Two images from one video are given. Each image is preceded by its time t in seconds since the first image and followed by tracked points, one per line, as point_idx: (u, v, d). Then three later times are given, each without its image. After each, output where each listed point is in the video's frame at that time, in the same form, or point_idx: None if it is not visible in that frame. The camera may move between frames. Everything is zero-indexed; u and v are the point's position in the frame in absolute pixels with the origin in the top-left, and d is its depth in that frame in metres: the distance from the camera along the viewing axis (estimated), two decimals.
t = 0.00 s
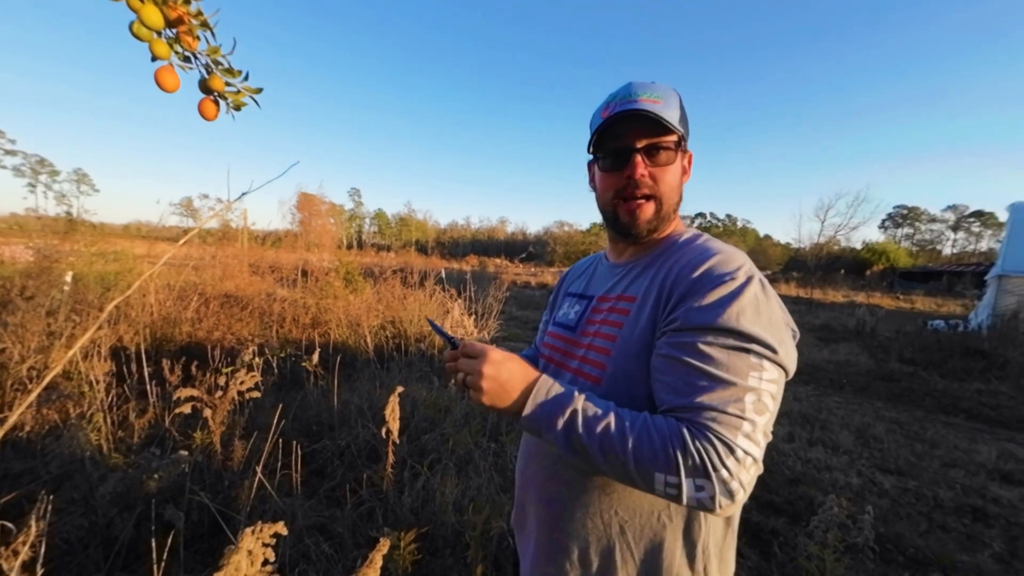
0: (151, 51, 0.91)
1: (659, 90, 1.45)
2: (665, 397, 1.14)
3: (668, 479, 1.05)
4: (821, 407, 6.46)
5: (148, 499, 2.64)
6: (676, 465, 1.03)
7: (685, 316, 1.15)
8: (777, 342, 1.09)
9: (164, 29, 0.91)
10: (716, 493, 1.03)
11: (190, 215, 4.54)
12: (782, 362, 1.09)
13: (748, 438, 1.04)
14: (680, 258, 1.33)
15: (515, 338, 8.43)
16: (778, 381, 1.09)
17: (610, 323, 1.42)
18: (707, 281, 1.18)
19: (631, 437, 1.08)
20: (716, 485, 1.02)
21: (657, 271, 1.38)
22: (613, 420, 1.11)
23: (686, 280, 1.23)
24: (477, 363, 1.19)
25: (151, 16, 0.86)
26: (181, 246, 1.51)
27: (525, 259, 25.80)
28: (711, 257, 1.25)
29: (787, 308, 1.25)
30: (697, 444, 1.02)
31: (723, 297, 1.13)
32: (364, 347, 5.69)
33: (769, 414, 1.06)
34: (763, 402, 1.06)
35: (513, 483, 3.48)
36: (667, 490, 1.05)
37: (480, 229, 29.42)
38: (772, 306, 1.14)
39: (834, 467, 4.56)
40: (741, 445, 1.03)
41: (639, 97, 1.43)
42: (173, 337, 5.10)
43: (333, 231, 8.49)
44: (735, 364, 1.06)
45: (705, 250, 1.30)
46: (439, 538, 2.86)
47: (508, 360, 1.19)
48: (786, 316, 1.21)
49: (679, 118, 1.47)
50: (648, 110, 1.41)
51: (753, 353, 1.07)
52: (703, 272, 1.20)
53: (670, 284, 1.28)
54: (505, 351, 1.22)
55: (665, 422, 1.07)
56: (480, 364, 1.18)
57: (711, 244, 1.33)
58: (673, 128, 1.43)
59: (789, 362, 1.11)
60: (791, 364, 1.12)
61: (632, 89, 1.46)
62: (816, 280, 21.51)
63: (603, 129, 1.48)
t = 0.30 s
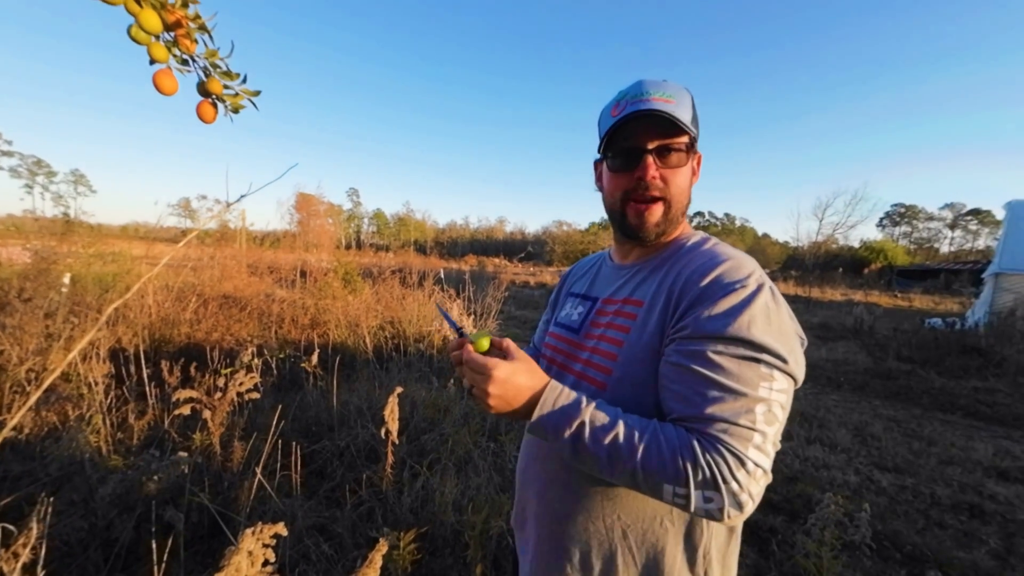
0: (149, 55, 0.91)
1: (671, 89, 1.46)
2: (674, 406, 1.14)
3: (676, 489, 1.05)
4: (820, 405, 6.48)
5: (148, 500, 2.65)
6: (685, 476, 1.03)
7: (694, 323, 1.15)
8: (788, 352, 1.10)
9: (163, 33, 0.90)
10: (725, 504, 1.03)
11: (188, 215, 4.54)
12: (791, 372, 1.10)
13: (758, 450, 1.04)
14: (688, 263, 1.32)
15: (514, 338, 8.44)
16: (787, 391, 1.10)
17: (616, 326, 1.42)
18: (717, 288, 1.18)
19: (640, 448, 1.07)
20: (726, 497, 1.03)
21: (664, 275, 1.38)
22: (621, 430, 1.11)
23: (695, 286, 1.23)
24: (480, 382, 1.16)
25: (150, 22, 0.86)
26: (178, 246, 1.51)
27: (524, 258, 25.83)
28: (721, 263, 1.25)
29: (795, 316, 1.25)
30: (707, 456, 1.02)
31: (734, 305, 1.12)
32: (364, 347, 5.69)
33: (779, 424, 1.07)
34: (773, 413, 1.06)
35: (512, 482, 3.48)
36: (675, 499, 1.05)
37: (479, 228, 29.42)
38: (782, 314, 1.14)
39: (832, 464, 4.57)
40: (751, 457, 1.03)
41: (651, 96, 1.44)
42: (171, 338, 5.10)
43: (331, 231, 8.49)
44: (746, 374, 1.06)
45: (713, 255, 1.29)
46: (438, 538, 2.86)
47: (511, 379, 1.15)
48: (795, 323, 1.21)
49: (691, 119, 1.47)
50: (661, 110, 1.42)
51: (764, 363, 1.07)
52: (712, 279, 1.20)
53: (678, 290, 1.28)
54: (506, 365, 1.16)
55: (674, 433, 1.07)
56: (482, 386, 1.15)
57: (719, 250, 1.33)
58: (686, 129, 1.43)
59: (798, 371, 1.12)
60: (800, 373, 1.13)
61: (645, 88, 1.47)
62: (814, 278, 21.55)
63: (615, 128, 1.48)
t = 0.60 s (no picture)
0: (150, 59, 0.91)
1: (680, 93, 1.45)
2: (694, 411, 1.11)
3: (705, 496, 1.03)
4: (820, 403, 6.49)
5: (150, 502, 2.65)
6: (717, 484, 1.01)
7: (710, 329, 1.14)
8: (801, 359, 1.12)
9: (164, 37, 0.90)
10: (751, 510, 1.04)
11: (187, 216, 4.54)
12: (805, 379, 1.12)
13: (779, 455, 1.07)
14: (699, 268, 1.32)
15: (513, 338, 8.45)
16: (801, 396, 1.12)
17: (624, 329, 1.42)
18: (731, 293, 1.18)
19: (672, 456, 1.03)
20: (754, 503, 1.03)
21: (673, 280, 1.38)
22: (650, 437, 1.05)
23: (708, 292, 1.22)
24: (499, 383, 1.08)
25: (151, 26, 0.86)
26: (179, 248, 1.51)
27: (524, 257, 25.89)
28: (734, 267, 1.25)
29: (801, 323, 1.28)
30: (739, 463, 1.02)
31: (751, 313, 1.12)
32: (364, 347, 5.69)
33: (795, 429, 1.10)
34: (790, 418, 1.09)
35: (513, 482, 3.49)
36: (703, 507, 1.04)
37: (478, 228, 29.44)
38: (795, 322, 1.16)
39: (832, 462, 4.59)
40: (775, 462, 1.05)
41: (659, 101, 1.44)
42: (171, 340, 5.09)
43: (330, 231, 8.49)
44: (767, 381, 1.07)
45: (723, 260, 1.30)
46: (440, 538, 2.86)
47: (533, 383, 1.07)
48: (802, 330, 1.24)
49: (699, 123, 1.47)
50: (669, 115, 1.42)
51: (781, 370, 1.08)
52: (725, 286, 1.20)
53: (690, 295, 1.27)
54: (529, 366, 1.08)
55: (701, 439, 1.05)
56: (501, 388, 1.08)
57: (730, 254, 1.34)
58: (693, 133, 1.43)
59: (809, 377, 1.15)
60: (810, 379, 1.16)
61: (653, 90, 1.46)
62: (813, 276, 21.57)
63: (622, 131, 1.49)
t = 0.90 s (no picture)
0: (145, 58, 0.90)
1: (658, 96, 1.47)
2: (715, 413, 1.08)
3: (743, 500, 1.01)
4: (817, 400, 6.52)
5: (146, 502, 2.63)
6: (756, 486, 1.00)
7: (714, 330, 1.14)
8: (805, 355, 1.14)
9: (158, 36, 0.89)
10: (780, 503, 1.06)
11: (183, 215, 4.52)
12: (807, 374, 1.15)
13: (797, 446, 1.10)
14: (698, 268, 1.32)
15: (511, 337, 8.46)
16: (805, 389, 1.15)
17: (624, 329, 1.42)
18: (733, 294, 1.18)
19: (716, 467, 0.98)
20: (783, 496, 1.05)
21: (673, 279, 1.38)
22: (693, 450, 0.98)
23: (710, 293, 1.23)
24: (534, 394, 0.91)
25: (146, 25, 0.85)
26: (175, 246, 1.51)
27: (522, 255, 25.90)
28: (735, 268, 1.25)
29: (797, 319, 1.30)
30: (774, 463, 1.02)
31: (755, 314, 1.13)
32: (361, 346, 5.69)
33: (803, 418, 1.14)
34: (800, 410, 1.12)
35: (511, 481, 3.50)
36: (738, 509, 1.02)
37: (475, 227, 29.45)
38: (797, 321, 1.17)
39: (828, 459, 4.61)
40: (795, 454, 1.08)
41: (636, 105, 1.48)
42: (168, 339, 5.07)
43: (327, 230, 8.47)
44: (779, 379, 1.08)
45: (723, 259, 1.30)
46: (438, 537, 2.87)
47: (573, 397, 0.91)
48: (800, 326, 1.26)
49: (673, 126, 1.45)
50: (640, 118, 1.45)
51: (789, 367, 1.10)
52: (727, 285, 1.20)
53: (691, 295, 1.28)
54: (570, 378, 0.91)
55: (738, 444, 1.01)
56: (536, 402, 0.91)
57: (730, 253, 1.34)
58: (659, 137, 1.42)
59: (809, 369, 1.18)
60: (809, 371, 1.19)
61: (633, 96, 1.50)
62: (810, 274, 21.64)
63: (602, 136, 1.55)
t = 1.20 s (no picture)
0: (134, 52, 0.89)
1: (652, 90, 1.48)
2: (716, 412, 1.08)
3: (748, 500, 1.02)
4: (810, 398, 6.57)
5: (138, 502, 2.61)
6: (761, 486, 1.00)
7: (715, 328, 1.15)
8: (802, 351, 1.15)
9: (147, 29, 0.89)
10: (782, 500, 1.07)
11: (176, 213, 4.48)
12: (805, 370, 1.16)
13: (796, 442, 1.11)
14: (697, 264, 1.33)
15: (508, 335, 8.46)
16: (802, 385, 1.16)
17: (622, 326, 1.42)
18: (732, 291, 1.18)
19: (724, 470, 0.98)
20: (786, 493, 1.06)
21: (671, 276, 1.38)
22: (700, 454, 0.98)
23: (709, 290, 1.23)
24: (540, 400, 0.90)
25: (134, 18, 0.84)
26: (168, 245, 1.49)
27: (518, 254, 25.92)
28: (733, 265, 1.25)
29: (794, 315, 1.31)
30: (777, 462, 1.02)
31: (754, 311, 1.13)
32: (357, 345, 5.67)
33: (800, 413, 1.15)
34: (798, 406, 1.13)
35: (507, 478, 3.50)
36: (743, 508, 1.03)
37: (471, 226, 29.43)
38: (795, 317, 1.18)
39: (822, 456, 4.65)
40: (796, 450, 1.09)
41: (631, 100, 1.48)
42: (161, 338, 5.04)
43: (323, 228, 8.42)
44: (779, 375, 1.09)
45: (721, 256, 1.31)
46: (433, 535, 2.86)
47: (582, 405, 0.90)
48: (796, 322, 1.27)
49: (669, 118, 1.46)
50: (636, 112, 1.45)
51: (788, 364, 1.11)
52: (726, 283, 1.21)
53: (690, 292, 1.28)
54: (580, 385, 0.89)
55: (742, 443, 1.01)
56: (542, 409, 0.90)
57: (728, 250, 1.35)
58: (656, 128, 1.43)
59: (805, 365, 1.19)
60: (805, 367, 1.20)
61: (628, 90, 1.51)
62: (803, 273, 21.80)
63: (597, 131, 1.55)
